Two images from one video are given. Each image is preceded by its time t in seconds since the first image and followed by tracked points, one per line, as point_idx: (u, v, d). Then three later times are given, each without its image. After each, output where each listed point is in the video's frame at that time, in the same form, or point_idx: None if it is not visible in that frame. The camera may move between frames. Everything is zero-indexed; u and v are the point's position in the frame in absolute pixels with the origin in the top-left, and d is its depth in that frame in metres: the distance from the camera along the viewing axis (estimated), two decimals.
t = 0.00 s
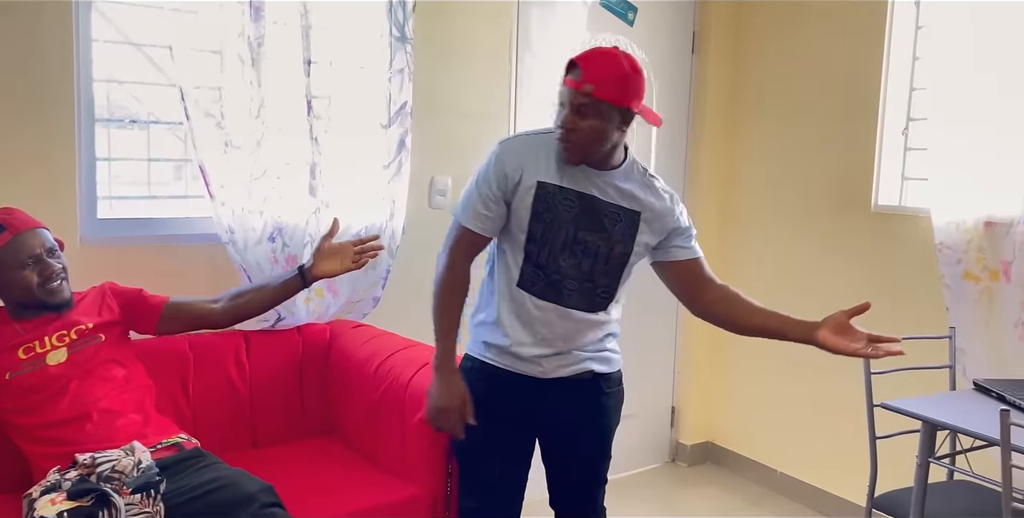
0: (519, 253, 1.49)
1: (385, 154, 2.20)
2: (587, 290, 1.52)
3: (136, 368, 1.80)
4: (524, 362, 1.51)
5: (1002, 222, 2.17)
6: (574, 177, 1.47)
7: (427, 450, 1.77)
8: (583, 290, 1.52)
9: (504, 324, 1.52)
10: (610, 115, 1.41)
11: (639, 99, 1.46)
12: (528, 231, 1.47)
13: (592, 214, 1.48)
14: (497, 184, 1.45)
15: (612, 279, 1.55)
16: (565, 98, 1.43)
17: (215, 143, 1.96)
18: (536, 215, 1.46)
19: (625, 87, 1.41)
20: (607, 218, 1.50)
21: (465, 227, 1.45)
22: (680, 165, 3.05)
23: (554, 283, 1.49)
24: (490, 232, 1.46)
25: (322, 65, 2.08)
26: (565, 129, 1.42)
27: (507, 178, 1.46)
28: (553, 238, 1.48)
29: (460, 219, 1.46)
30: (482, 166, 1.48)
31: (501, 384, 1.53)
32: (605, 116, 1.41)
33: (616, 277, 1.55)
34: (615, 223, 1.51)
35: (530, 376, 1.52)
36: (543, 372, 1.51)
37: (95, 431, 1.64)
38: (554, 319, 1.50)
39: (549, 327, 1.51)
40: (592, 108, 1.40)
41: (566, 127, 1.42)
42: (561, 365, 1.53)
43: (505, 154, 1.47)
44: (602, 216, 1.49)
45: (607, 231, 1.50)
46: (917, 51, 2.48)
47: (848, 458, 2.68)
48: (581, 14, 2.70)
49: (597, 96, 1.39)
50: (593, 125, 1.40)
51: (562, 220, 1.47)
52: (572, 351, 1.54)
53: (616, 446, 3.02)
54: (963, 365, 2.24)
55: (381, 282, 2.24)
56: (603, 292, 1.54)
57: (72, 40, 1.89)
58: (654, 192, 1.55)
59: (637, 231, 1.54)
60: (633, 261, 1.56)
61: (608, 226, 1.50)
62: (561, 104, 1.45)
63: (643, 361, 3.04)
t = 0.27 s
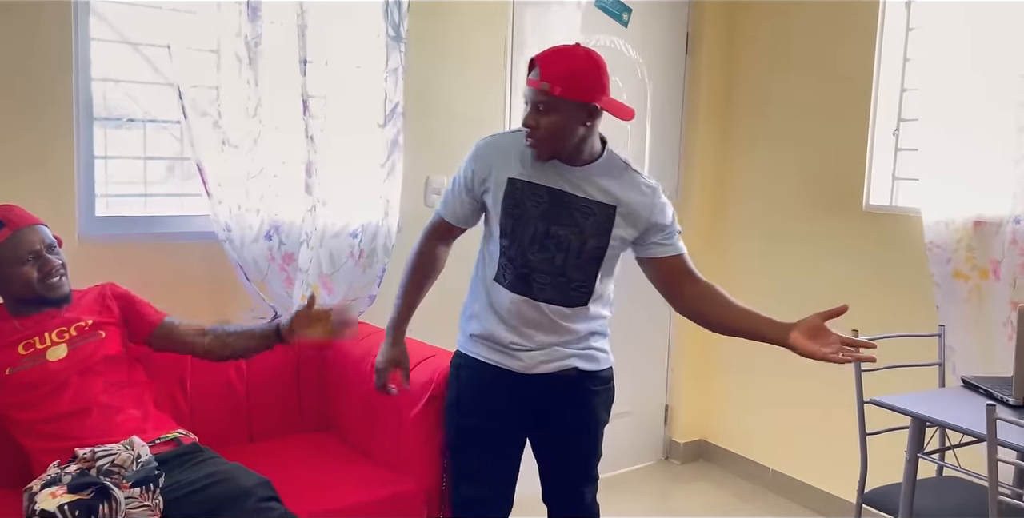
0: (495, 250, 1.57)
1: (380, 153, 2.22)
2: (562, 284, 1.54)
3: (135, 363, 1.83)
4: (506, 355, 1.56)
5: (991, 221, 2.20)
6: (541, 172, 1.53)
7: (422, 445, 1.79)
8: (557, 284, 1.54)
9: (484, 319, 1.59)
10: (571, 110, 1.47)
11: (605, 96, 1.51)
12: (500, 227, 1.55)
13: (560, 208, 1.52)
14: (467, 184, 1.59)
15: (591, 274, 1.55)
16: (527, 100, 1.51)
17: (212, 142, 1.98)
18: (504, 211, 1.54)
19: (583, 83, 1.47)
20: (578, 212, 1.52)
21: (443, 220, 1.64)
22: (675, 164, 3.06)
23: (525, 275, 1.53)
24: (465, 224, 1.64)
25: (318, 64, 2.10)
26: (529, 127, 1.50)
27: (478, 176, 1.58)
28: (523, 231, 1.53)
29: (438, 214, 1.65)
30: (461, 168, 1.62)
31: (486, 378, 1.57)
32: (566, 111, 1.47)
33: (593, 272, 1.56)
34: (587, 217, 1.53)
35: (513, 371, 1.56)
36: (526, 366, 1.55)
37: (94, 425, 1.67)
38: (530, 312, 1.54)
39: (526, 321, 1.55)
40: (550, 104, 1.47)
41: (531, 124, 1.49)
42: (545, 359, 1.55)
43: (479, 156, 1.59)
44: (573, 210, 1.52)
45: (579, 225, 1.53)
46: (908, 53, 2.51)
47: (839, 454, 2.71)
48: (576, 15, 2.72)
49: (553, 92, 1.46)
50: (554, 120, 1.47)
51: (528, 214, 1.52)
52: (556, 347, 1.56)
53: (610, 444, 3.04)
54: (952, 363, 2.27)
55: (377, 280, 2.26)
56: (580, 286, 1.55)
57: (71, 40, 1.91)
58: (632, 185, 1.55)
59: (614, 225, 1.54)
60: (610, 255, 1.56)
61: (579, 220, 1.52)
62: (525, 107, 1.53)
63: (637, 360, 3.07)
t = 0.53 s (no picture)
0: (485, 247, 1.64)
1: (380, 152, 2.24)
2: (545, 277, 1.57)
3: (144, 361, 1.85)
4: (502, 350, 1.59)
5: (987, 221, 2.22)
6: (515, 170, 1.59)
7: (425, 441, 1.82)
8: (541, 277, 1.57)
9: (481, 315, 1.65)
10: (539, 107, 1.51)
11: (576, 92, 1.55)
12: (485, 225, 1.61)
13: (538, 204, 1.56)
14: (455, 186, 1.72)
15: (573, 265, 1.58)
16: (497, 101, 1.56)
17: (218, 141, 2.00)
18: (486, 209, 1.61)
19: (551, 81, 1.51)
20: (554, 206, 1.56)
21: (443, 217, 1.81)
22: (673, 165, 3.10)
23: (510, 272, 1.58)
24: (462, 219, 1.80)
25: (322, 64, 2.12)
26: (500, 128, 1.54)
27: (462, 178, 1.68)
28: (505, 230, 1.58)
29: (438, 212, 1.81)
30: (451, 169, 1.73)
31: (484, 373, 1.61)
32: (534, 108, 1.51)
33: (576, 265, 1.59)
34: (564, 211, 1.56)
35: (509, 366, 1.59)
36: (521, 362, 1.59)
37: (102, 421, 1.69)
38: (519, 307, 1.59)
39: (518, 317, 1.59)
40: (517, 103, 1.51)
41: (502, 123, 1.53)
42: (540, 354, 1.58)
43: (460, 160, 1.68)
44: (551, 205, 1.56)
45: (556, 219, 1.56)
46: (905, 55, 2.53)
47: (837, 452, 2.74)
48: (577, 16, 2.75)
49: (520, 91, 1.50)
50: (524, 118, 1.51)
51: (507, 211, 1.58)
52: (550, 340, 1.59)
53: (609, 442, 3.07)
54: (948, 361, 2.30)
55: (380, 278, 2.29)
56: (565, 279, 1.58)
57: (78, 38, 1.93)
58: (607, 178, 1.58)
59: (592, 218, 1.56)
60: (591, 247, 1.59)
61: (557, 214, 1.56)
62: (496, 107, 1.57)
63: (636, 359, 3.10)
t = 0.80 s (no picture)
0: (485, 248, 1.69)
1: (390, 151, 2.27)
2: (545, 270, 1.61)
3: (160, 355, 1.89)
4: (509, 345, 1.64)
5: (991, 221, 2.24)
6: (502, 171, 1.64)
7: (434, 436, 1.84)
8: (541, 270, 1.61)
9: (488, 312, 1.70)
10: (513, 106, 1.58)
11: (550, 88, 1.62)
12: (480, 228, 1.67)
13: (528, 201, 1.60)
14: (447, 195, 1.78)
15: (570, 255, 1.62)
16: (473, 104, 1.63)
17: (231, 139, 2.03)
18: (479, 212, 1.66)
19: (523, 81, 1.58)
20: (544, 200, 1.60)
21: (442, 228, 1.87)
22: (678, 164, 3.12)
23: (509, 269, 1.63)
24: (461, 227, 1.86)
25: (332, 64, 2.15)
26: (478, 130, 1.61)
27: (453, 186, 1.74)
28: (500, 230, 1.63)
29: (437, 222, 1.88)
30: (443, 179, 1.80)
31: (493, 368, 1.65)
32: (508, 107, 1.58)
33: (572, 255, 1.62)
34: (553, 204, 1.60)
35: (517, 361, 1.63)
36: (529, 356, 1.63)
37: (119, 413, 1.72)
38: (520, 302, 1.63)
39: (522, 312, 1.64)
40: (491, 104, 1.58)
41: (480, 126, 1.60)
42: (548, 349, 1.62)
43: (450, 170, 1.75)
44: (540, 200, 1.60)
45: (547, 213, 1.60)
46: (910, 56, 2.55)
47: (840, 451, 2.76)
48: (583, 18, 2.78)
49: (493, 93, 1.58)
50: (500, 117, 1.58)
51: (500, 211, 1.63)
52: (555, 332, 1.63)
53: (614, 440, 3.09)
54: (951, 360, 2.32)
55: (388, 276, 2.32)
56: (563, 270, 1.62)
57: (95, 38, 1.97)
58: (591, 167, 1.61)
59: (581, 207, 1.60)
60: (584, 236, 1.62)
61: (547, 207, 1.60)
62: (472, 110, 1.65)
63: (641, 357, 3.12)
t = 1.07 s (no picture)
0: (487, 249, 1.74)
1: (403, 151, 2.30)
2: (546, 265, 1.66)
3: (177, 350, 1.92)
4: (521, 342, 1.68)
5: (998, 222, 2.25)
6: (494, 171, 1.69)
7: (446, 431, 1.87)
8: (543, 266, 1.66)
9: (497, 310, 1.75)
10: (499, 109, 1.62)
11: (534, 89, 1.65)
12: (480, 229, 1.72)
13: (523, 199, 1.65)
14: (445, 199, 1.85)
15: (568, 248, 1.67)
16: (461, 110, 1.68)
17: (247, 138, 2.07)
18: (478, 213, 1.71)
19: (507, 84, 1.62)
20: (539, 195, 1.64)
21: (444, 231, 1.94)
22: (687, 165, 3.14)
23: (511, 266, 1.68)
24: (461, 229, 1.93)
25: (346, 64, 2.18)
26: (467, 135, 1.66)
27: (450, 191, 1.80)
28: (499, 229, 1.68)
29: (439, 226, 1.94)
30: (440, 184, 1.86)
31: (507, 365, 1.69)
32: (494, 111, 1.62)
33: (570, 247, 1.67)
34: (548, 199, 1.64)
35: (529, 357, 1.67)
36: (541, 352, 1.66)
37: (137, 406, 1.76)
38: (525, 298, 1.69)
39: (529, 309, 1.69)
40: (478, 110, 1.62)
41: (469, 130, 1.65)
42: (559, 344, 1.67)
43: (445, 177, 1.81)
44: (534, 196, 1.64)
45: (543, 209, 1.64)
46: (918, 58, 2.56)
47: (846, 450, 2.78)
48: (593, 19, 2.80)
49: (478, 98, 1.62)
50: (487, 121, 1.62)
51: (497, 211, 1.68)
52: (562, 325, 1.69)
53: (621, 438, 3.12)
54: (958, 359, 2.34)
55: (400, 273, 2.35)
56: (564, 263, 1.67)
57: (114, 38, 2.00)
58: (580, 160, 1.65)
59: (575, 200, 1.64)
60: (580, 228, 1.67)
61: (542, 202, 1.64)
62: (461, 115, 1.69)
63: (648, 356, 3.15)
